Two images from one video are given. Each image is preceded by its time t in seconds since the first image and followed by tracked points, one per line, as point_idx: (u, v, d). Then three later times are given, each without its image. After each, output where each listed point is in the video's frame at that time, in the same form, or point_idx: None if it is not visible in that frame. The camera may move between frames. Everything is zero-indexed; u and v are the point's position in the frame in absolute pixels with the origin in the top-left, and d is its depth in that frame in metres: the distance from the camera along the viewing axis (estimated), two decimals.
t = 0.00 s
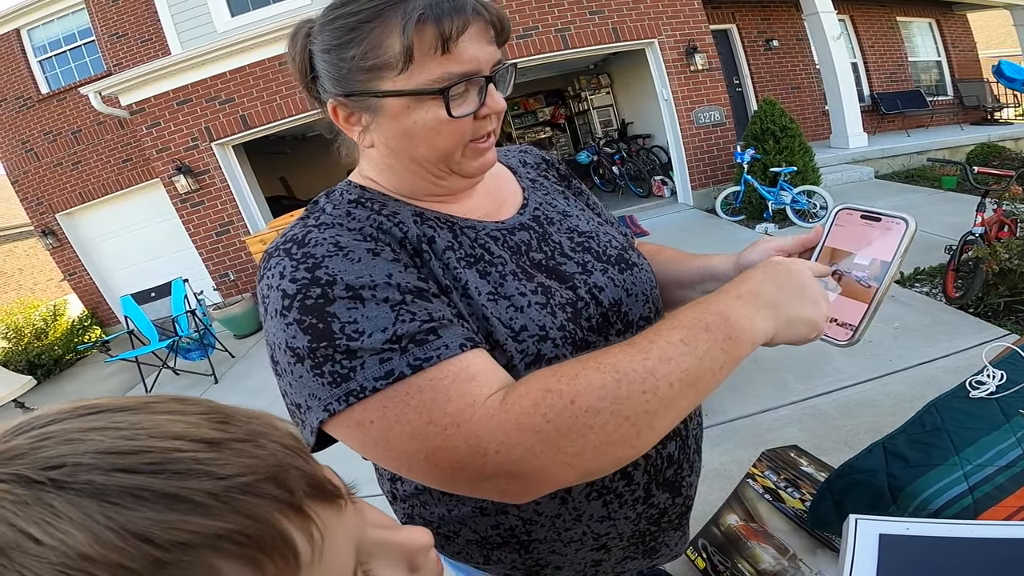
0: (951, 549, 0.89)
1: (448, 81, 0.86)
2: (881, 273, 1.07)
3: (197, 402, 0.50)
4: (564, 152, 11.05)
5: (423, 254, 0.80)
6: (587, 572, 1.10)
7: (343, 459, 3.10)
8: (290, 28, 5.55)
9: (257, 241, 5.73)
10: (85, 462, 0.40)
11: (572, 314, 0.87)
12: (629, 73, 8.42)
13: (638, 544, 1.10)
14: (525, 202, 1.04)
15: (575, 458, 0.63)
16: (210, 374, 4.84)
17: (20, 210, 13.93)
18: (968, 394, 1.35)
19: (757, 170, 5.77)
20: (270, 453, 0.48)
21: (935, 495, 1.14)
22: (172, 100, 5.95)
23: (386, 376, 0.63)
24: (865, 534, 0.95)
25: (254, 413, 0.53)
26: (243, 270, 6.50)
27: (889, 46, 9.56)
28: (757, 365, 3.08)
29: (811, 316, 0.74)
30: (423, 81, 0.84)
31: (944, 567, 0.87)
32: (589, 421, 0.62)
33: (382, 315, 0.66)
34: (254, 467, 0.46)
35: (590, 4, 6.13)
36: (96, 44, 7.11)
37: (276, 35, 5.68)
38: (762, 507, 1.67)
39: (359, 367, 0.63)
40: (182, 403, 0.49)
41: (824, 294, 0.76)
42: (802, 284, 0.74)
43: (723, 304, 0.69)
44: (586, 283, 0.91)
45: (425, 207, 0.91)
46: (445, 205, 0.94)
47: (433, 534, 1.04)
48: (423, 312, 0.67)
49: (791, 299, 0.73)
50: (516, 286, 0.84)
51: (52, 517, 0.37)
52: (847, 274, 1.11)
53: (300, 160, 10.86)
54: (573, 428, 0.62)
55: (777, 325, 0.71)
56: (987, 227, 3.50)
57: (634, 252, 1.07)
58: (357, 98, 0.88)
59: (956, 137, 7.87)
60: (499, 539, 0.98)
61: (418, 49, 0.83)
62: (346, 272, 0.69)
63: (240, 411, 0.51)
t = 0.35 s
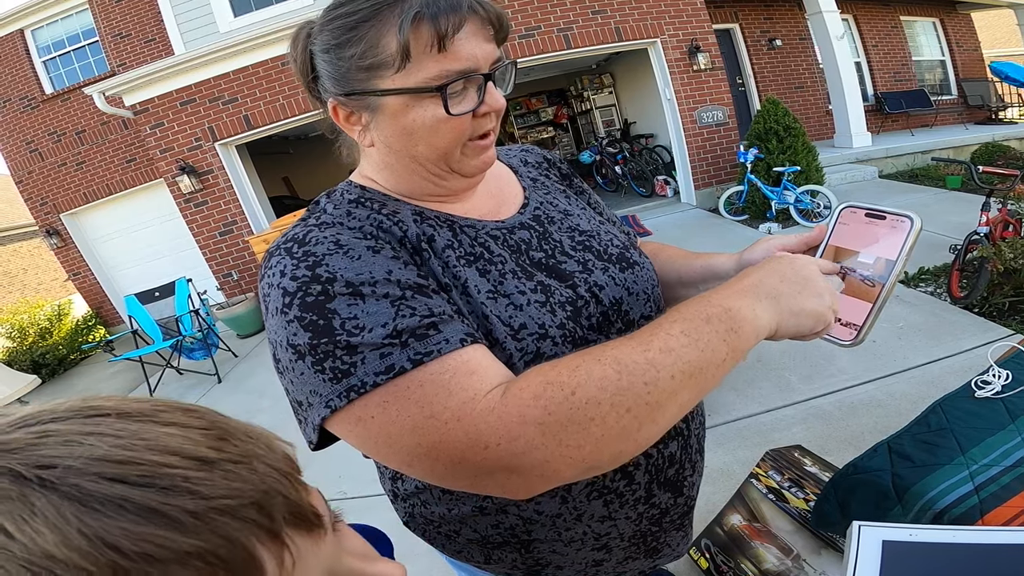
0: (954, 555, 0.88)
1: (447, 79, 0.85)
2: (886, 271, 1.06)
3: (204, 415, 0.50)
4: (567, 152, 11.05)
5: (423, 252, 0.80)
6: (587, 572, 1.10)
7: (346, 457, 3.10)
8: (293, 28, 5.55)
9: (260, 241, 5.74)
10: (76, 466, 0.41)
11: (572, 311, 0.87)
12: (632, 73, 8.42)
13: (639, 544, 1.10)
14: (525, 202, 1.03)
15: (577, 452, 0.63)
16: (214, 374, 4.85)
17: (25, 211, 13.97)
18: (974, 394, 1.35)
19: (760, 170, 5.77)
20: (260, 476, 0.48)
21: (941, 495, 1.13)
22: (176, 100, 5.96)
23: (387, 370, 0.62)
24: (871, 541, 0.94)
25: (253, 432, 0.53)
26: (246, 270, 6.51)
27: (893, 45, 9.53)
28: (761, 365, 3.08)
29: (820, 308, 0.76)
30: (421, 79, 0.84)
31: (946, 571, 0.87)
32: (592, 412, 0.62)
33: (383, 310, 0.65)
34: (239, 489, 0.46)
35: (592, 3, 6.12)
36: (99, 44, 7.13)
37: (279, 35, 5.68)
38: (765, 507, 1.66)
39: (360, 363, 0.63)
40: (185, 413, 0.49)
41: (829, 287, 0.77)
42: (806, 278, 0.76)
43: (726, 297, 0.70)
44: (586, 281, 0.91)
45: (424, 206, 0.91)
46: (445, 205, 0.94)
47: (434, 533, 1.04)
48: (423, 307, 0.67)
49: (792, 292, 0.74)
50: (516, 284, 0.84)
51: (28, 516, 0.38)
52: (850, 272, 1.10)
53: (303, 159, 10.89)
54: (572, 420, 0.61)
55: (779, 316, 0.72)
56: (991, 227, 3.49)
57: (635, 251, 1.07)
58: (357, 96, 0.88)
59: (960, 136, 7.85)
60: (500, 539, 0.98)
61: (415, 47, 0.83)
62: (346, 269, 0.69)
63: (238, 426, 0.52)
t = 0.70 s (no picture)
0: (961, 554, 0.88)
1: (452, 73, 0.85)
2: (887, 269, 1.06)
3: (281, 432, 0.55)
4: (568, 152, 11.06)
5: (422, 254, 0.80)
6: (588, 572, 1.10)
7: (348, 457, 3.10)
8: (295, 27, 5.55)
9: (263, 240, 5.75)
10: (207, 477, 0.44)
11: (571, 314, 0.87)
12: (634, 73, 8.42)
13: (640, 545, 1.10)
14: (526, 202, 1.03)
15: (563, 469, 0.63)
16: (216, 373, 4.85)
17: (27, 212, 14.03)
18: (977, 394, 1.35)
19: (762, 169, 5.76)
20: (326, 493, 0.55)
21: (944, 495, 1.13)
22: (178, 100, 5.97)
23: (381, 379, 0.62)
24: (875, 539, 0.94)
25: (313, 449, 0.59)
26: (248, 270, 6.52)
27: (896, 45, 9.52)
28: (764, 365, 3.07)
29: (826, 341, 0.74)
30: (427, 73, 0.84)
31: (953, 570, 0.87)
32: (581, 433, 0.62)
33: (379, 318, 0.65)
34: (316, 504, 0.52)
35: (594, 3, 6.12)
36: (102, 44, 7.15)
37: (282, 35, 5.69)
38: (767, 507, 1.66)
39: (354, 370, 0.63)
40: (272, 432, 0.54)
41: (837, 315, 0.75)
42: (814, 306, 0.74)
43: (727, 319, 0.69)
44: (586, 283, 0.91)
45: (425, 204, 0.91)
46: (445, 203, 0.93)
47: (434, 533, 1.04)
48: (418, 316, 0.67)
49: (798, 319, 0.72)
50: (515, 287, 0.84)
51: (172, 517, 0.42)
52: (854, 271, 1.10)
53: (304, 159, 10.91)
54: (561, 439, 0.61)
55: (781, 346, 0.71)
56: (994, 227, 3.48)
57: (637, 251, 1.07)
58: (363, 91, 0.88)
59: (963, 136, 7.83)
60: (500, 539, 0.98)
61: (423, 41, 0.83)
62: (344, 273, 0.69)
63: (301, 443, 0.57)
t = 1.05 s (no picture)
0: (965, 553, 0.88)
1: (453, 73, 0.85)
2: (891, 273, 1.05)
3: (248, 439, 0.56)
4: (570, 152, 11.07)
5: (426, 255, 0.80)
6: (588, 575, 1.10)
7: (351, 457, 3.10)
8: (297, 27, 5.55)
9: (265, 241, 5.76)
10: (159, 486, 0.44)
11: (574, 316, 0.87)
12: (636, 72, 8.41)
13: (640, 548, 1.10)
14: (529, 204, 1.03)
15: (578, 461, 0.62)
16: (218, 374, 4.86)
17: (30, 213, 14.09)
18: (978, 395, 1.35)
19: (763, 169, 5.74)
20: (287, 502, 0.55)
21: (945, 495, 1.13)
22: (180, 100, 5.98)
23: (389, 373, 0.62)
24: (880, 539, 0.94)
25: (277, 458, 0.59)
26: (250, 270, 6.54)
27: (898, 44, 9.50)
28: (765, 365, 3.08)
29: (854, 326, 0.74)
30: (428, 72, 0.84)
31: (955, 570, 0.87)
32: (592, 421, 0.61)
33: (386, 314, 0.66)
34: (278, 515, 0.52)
35: (594, 3, 6.12)
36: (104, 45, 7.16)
37: (283, 36, 5.70)
38: (768, 508, 1.66)
39: (362, 366, 0.63)
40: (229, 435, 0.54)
41: (867, 301, 0.75)
42: (843, 291, 0.74)
43: (750, 305, 0.68)
44: (588, 286, 0.91)
45: (428, 206, 0.92)
46: (448, 205, 0.94)
47: (435, 534, 1.04)
48: (425, 311, 0.67)
49: (826, 305, 0.72)
50: (518, 289, 0.84)
51: (119, 526, 0.42)
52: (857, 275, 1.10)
53: (306, 159, 10.93)
54: (574, 429, 0.61)
55: (808, 330, 0.71)
56: (996, 227, 3.48)
57: (638, 254, 1.08)
58: (365, 91, 0.88)
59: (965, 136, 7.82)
60: (501, 541, 0.98)
61: (424, 41, 0.84)
62: (350, 272, 0.70)
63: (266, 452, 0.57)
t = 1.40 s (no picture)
0: (966, 555, 0.88)
1: (448, 74, 0.85)
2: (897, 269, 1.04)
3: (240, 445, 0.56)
4: (571, 152, 11.08)
5: (429, 249, 0.80)
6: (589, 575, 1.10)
7: (353, 457, 3.11)
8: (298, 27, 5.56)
9: (266, 241, 5.76)
10: (148, 496, 0.45)
11: (577, 312, 0.87)
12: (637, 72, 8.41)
13: (641, 548, 1.10)
14: (531, 202, 1.04)
15: (594, 447, 0.62)
16: (219, 374, 4.87)
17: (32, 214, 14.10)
18: (979, 396, 1.35)
19: (765, 169, 5.74)
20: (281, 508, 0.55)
21: (945, 496, 1.13)
22: (181, 101, 5.99)
23: (396, 361, 0.62)
24: (882, 540, 0.94)
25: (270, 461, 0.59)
26: (252, 270, 6.55)
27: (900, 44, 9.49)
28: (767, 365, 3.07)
29: (864, 308, 0.75)
30: (424, 74, 0.84)
31: (957, 571, 0.87)
32: (607, 406, 0.61)
33: (392, 302, 0.66)
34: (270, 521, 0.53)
35: (595, 3, 6.12)
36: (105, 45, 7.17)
37: (284, 36, 5.70)
38: (769, 509, 1.67)
39: (368, 355, 0.63)
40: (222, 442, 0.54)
41: (875, 287, 0.77)
42: (850, 276, 0.76)
43: (758, 291, 0.69)
44: (591, 282, 0.91)
45: (432, 204, 0.92)
46: (449, 204, 0.94)
47: (436, 534, 1.05)
48: (432, 299, 0.68)
49: (836, 289, 0.74)
50: (522, 283, 0.84)
51: (103, 538, 0.42)
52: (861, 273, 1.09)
53: (307, 159, 10.94)
54: (589, 413, 0.61)
55: (820, 314, 0.72)
56: (998, 227, 3.48)
57: (641, 252, 1.08)
58: (362, 92, 0.88)
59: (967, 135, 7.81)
60: (502, 541, 0.98)
61: (419, 42, 0.84)
62: (354, 262, 0.70)
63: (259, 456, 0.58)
